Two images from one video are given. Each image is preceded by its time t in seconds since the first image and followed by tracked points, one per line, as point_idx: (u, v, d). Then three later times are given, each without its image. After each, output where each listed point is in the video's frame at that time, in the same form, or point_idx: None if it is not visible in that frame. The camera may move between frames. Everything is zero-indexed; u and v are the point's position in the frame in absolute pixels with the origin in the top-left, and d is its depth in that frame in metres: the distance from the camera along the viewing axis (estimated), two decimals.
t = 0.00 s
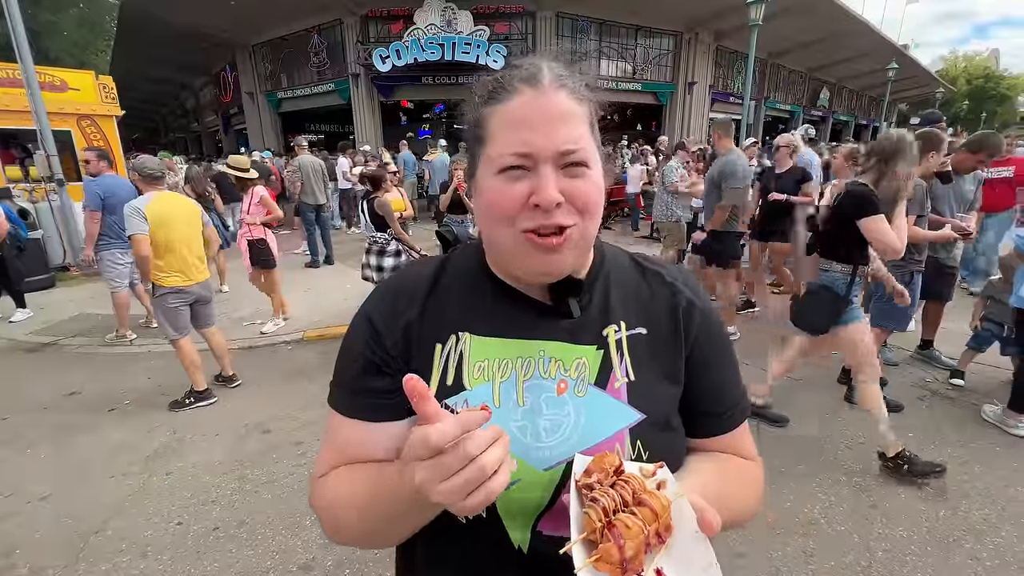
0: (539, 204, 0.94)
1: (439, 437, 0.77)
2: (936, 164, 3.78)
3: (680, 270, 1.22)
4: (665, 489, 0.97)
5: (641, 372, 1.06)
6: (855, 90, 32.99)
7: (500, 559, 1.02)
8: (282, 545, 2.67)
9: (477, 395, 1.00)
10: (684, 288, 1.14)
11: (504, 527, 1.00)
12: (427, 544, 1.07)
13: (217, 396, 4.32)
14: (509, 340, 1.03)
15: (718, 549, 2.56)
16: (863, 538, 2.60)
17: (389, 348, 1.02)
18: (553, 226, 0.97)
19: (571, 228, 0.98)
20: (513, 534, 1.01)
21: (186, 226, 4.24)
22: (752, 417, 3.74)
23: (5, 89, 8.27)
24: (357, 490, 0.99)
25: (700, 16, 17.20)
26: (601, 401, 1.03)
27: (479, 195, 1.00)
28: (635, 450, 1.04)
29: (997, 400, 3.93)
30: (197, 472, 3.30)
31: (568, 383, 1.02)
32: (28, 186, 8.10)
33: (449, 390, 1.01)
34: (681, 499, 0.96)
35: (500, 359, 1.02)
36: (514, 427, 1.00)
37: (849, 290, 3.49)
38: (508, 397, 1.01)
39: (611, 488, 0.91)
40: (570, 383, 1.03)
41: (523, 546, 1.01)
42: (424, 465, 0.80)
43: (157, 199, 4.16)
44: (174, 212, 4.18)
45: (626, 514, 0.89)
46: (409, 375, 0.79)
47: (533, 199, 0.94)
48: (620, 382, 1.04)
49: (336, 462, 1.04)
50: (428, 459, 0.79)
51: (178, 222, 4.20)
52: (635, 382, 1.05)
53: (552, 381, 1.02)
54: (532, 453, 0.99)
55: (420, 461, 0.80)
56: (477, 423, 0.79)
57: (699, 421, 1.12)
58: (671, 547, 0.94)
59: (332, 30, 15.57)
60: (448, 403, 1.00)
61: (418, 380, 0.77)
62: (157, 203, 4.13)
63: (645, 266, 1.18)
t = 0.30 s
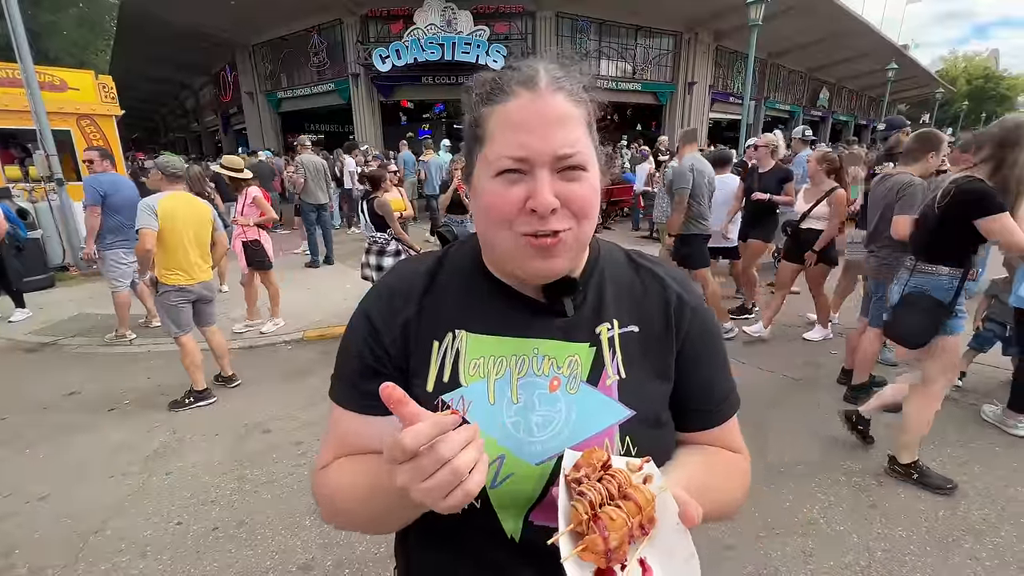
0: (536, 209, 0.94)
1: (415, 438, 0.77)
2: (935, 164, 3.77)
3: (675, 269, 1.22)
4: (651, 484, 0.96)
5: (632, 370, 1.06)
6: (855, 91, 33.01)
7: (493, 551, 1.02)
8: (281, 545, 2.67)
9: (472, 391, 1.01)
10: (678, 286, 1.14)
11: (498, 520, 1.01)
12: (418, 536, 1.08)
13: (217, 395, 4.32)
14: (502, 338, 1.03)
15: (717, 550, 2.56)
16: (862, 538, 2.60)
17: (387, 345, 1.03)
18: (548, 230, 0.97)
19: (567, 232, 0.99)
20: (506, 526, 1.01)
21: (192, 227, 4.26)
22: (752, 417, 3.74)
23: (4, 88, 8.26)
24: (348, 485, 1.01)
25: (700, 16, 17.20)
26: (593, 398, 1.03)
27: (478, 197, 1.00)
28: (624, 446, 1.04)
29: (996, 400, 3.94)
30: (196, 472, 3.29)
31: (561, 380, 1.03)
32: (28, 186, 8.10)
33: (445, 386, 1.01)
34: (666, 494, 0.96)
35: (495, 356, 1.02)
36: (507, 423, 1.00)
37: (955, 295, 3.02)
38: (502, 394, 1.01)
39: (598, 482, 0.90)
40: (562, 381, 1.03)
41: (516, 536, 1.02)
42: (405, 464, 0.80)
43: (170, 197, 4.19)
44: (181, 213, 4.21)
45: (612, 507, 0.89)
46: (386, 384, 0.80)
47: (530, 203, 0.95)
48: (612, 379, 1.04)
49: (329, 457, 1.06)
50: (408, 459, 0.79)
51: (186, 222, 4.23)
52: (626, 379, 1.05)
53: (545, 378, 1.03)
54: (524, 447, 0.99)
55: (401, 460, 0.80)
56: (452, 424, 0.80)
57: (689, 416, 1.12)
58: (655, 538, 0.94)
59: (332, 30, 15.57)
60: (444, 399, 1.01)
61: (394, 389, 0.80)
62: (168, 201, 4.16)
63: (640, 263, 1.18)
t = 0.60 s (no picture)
0: (537, 210, 0.94)
1: (415, 434, 0.78)
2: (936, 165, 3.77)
3: (677, 270, 1.22)
4: (642, 482, 0.96)
5: (632, 371, 1.05)
6: (854, 91, 33.00)
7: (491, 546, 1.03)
8: (281, 545, 2.67)
9: (473, 386, 1.01)
10: (681, 288, 1.13)
11: (495, 512, 1.01)
12: (419, 525, 1.10)
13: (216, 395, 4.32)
14: (504, 334, 1.03)
15: (716, 550, 2.56)
16: (862, 538, 2.60)
17: (393, 339, 1.03)
18: (550, 232, 0.97)
19: (568, 235, 0.99)
20: (502, 517, 1.01)
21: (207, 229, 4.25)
22: (751, 417, 3.74)
23: (3, 88, 8.26)
24: (349, 472, 1.02)
25: (700, 17, 17.19)
26: (590, 396, 1.03)
27: (481, 197, 1.00)
28: (620, 444, 1.04)
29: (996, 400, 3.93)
30: (195, 472, 3.29)
31: (559, 378, 1.03)
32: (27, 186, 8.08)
33: (447, 381, 1.02)
34: (656, 493, 0.96)
35: (496, 353, 1.02)
36: (505, 419, 1.00)
37: None
38: (502, 391, 1.01)
39: (589, 479, 0.91)
40: (561, 378, 1.03)
41: (511, 528, 1.02)
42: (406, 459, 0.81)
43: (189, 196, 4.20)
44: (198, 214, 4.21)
45: (601, 504, 0.89)
46: (390, 378, 0.81)
47: (532, 205, 0.95)
48: (610, 379, 1.04)
49: (334, 445, 1.08)
50: (408, 454, 0.79)
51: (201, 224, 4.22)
52: (625, 379, 1.05)
53: (544, 375, 1.02)
54: (522, 443, 0.99)
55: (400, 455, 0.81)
56: (452, 420, 0.80)
57: (686, 416, 1.12)
58: (644, 535, 0.95)
59: (332, 30, 15.55)
60: (445, 393, 1.01)
61: (398, 384, 0.80)
62: (188, 200, 4.18)
63: (643, 264, 1.18)
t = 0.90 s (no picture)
0: (543, 190, 0.94)
1: (418, 414, 0.78)
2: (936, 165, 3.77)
3: (682, 271, 1.21)
4: (640, 477, 0.95)
5: (635, 365, 1.05)
6: (854, 91, 32.99)
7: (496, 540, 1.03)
8: (280, 545, 2.66)
9: (477, 373, 1.01)
10: (685, 290, 1.13)
11: (494, 499, 1.02)
12: (424, 509, 1.11)
13: (215, 395, 4.31)
14: (508, 324, 1.03)
15: (716, 550, 2.55)
16: (862, 538, 2.60)
17: (401, 325, 1.04)
18: (556, 214, 0.97)
19: (573, 218, 0.98)
20: (501, 503, 1.02)
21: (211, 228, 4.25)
22: (751, 417, 3.74)
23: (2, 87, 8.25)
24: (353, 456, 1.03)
25: (699, 17, 17.18)
26: (593, 388, 1.02)
27: (488, 181, 1.01)
28: (621, 438, 1.04)
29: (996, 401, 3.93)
30: (194, 472, 3.29)
31: (563, 370, 1.02)
32: (26, 185, 8.07)
33: (452, 367, 1.02)
34: (654, 488, 0.94)
35: (501, 342, 1.02)
36: (508, 406, 1.00)
37: None
38: (506, 378, 1.01)
39: (586, 474, 0.91)
40: (564, 370, 1.02)
41: (509, 514, 1.02)
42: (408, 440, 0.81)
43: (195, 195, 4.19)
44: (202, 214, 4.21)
45: (596, 499, 0.89)
46: (395, 361, 0.82)
47: (538, 184, 0.95)
48: (612, 373, 1.04)
49: (339, 429, 1.09)
50: (411, 434, 0.79)
51: (206, 224, 4.22)
52: (628, 373, 1.04)
53: (547, 366, 1.02)
54: (524, 431, 1.00)
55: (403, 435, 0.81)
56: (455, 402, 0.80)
57: (686, 413, 1.12)
58: (638, 530, 0.94)
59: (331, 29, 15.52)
60: (450, 377, 1.02)
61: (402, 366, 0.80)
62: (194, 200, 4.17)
63: (649, 264, 1.17)
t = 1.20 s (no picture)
0: (523, 194, 0.95)
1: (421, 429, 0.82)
2: (921, 160, 3.81)
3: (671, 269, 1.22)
4: (683, 484, 1.00)
5: (633, 361, 1.06)
6: (847, 85, 33.11)
7: (500, 554, 1.04)
8: (277, 539, 2.67)
9: (474, 383, 1.02)
10: (674, 283, 1.15)
11: (503, 515, 1.01)
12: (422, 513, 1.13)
13: (210, 390, 4.29)
14: (504, 332, 1.05)
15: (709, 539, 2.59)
16: (853, 527, 2.65)
17: (387, 337, 1.06)
18: (538, 218, 0.98)
19: (555, 223, 1.00)
20: (511, 522, 1.02)
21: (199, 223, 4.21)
22: (744, 409, 3.78)
23: None
24: (343, 474, 1.09)
25: (694, 10, 17.15)
26: (595, 387, 1.03)
27: (470, 184, 1.02)
28: (627, 435, 1.04)
29: (983, 392, 4.00)
30: (190, 466, 3.29)
31: (562, 370, 1.04)
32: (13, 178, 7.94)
33: (445, 380, 1.03)
34: (701, 491, 0.99)
35: (496, 349, 1.04)
36: (510, 413, 1.01)
37: None
38: (504, 385, 1.03)
39: (640, 491, 0.93)
40: (564, 371, 1.04)
41: (519, 534, 1.02)
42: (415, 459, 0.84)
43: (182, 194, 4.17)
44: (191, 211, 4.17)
45: (661, 514, 0.91)
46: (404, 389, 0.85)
47: (518, 188, 0.96)
48: (612, 369, 1.05)
49: (324, 440, 1.14)
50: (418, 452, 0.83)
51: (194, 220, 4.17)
52: (626, 370, 1.06)
53: (546, 369, 1.04)
54: (529, 436, 1.00)
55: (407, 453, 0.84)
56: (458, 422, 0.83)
57: (683, 403, 1.15)
58: (703, 538, 0.96)
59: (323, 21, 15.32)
60: (445, 391, 1.02)
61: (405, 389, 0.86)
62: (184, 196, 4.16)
63: (638, 259, 1.19)
